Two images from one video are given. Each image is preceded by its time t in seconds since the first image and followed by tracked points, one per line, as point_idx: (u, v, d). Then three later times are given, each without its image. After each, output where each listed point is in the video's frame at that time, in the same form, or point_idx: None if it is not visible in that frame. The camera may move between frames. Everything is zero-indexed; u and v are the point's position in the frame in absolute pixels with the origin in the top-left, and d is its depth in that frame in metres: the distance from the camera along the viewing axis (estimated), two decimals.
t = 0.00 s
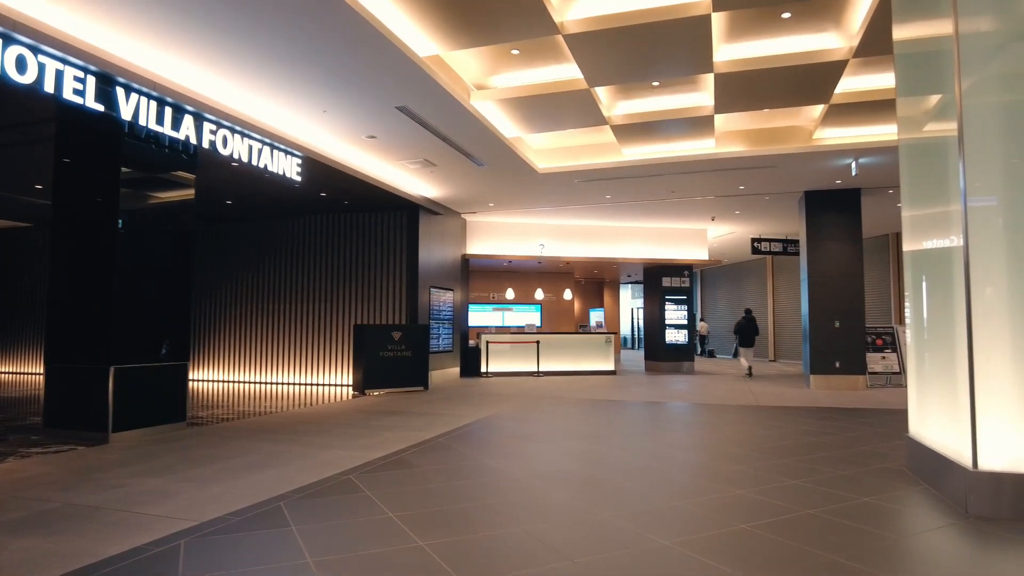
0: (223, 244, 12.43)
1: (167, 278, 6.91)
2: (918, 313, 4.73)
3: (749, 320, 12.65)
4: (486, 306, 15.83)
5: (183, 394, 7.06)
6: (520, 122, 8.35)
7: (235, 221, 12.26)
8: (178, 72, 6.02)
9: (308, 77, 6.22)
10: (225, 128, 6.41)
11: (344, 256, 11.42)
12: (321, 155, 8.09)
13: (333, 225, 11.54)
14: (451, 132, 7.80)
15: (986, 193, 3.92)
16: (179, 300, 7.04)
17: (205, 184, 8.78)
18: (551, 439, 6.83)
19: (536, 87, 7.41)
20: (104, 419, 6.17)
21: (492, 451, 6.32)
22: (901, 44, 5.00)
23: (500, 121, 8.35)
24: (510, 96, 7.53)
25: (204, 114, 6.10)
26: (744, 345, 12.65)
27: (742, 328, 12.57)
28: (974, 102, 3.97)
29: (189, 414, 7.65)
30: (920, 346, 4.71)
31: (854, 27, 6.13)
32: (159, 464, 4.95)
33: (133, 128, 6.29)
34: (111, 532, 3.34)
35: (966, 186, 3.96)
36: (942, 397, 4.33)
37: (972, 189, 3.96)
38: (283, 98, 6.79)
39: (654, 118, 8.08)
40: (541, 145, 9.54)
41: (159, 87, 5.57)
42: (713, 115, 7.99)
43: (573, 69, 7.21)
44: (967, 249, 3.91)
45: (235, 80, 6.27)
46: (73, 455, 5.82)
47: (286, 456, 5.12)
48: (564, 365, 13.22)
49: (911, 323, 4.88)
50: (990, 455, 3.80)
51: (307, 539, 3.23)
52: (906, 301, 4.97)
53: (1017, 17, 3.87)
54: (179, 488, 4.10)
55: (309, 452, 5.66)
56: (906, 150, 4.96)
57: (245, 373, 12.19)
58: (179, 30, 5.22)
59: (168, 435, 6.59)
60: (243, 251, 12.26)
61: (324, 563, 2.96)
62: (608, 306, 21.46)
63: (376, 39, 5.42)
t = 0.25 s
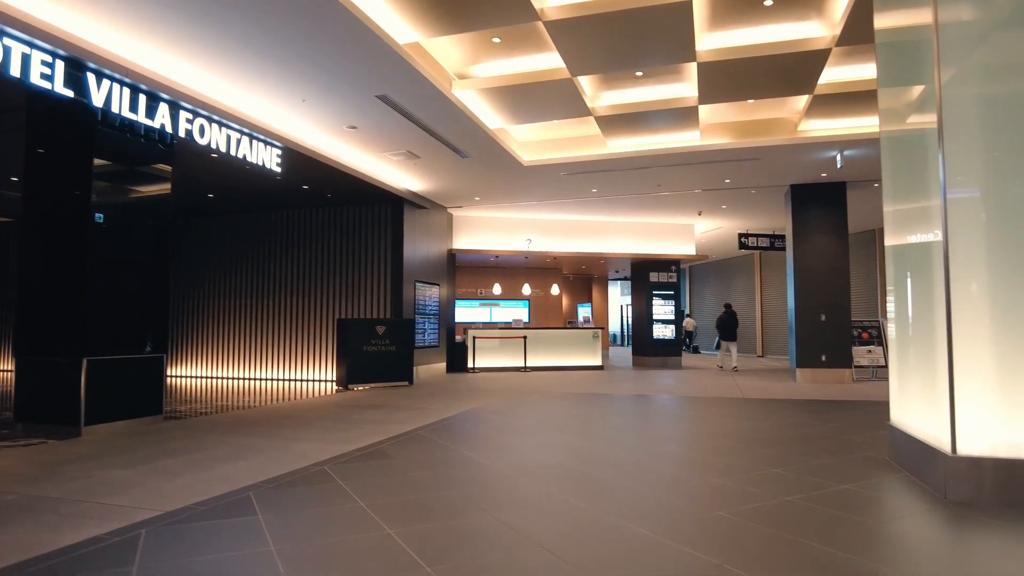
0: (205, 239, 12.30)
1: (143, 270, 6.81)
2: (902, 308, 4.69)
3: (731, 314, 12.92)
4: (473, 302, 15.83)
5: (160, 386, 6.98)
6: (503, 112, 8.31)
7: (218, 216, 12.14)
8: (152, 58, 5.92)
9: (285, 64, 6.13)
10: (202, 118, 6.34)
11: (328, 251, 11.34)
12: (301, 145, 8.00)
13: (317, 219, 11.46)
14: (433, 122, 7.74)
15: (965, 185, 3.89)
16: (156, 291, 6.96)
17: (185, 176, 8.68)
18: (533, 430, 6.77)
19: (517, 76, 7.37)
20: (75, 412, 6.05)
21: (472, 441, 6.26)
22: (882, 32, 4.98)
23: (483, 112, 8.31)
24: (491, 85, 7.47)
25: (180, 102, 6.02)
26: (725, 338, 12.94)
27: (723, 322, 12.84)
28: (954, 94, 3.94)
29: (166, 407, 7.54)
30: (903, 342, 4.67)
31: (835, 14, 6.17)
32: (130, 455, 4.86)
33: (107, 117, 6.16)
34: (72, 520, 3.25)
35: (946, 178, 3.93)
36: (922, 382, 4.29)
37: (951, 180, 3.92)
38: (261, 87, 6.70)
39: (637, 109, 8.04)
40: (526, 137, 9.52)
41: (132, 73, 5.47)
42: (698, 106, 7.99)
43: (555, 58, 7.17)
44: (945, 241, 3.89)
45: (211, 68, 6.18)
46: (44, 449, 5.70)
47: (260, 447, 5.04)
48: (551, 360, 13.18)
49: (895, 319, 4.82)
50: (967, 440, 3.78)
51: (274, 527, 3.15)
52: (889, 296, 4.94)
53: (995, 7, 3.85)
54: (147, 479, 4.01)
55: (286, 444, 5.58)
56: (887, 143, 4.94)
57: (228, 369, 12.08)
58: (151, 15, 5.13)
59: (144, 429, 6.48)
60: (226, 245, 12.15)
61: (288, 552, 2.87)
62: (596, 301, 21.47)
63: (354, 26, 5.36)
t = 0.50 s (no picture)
0: (194, 232, 12.29)
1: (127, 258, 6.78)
2: (889, 302, 4.56)
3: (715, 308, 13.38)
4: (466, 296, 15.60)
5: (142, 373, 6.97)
6: (491, 100, 8.31)
7: (207, 210, 12.13)
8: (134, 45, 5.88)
9: (268, 52, 6.07)
10: (186, 104, 6.32)
11: (318, 244, 11.34)
12: (288, 134, 7.98)
13: (307, 212, 11.45)
14: (419, 111, 7.71)
15: (946, 173, 3.83)
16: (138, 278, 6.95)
17: (172, 166, 8.67)
18: (519, 418, 6.73)
19: (504, 63, 7.35)
20: (57, 398, 6.02)
21: (456, 427, 6.22)
22: (867, 18, 4.93)
23: (471, 101, 8.29)
24: (478, 73, 7.44)
25: (163, 88, 6.01)
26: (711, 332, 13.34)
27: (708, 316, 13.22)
28: (936, 82, 3.88)
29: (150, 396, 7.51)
30: (890, 338, 4.54)
31: None
32: (107, 440, 4.82)
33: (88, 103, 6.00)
34: (39, 498, 3.21)
35: (927, 168, 3.86)
36: (907, 361, 4.23)
37: (932, 169, 3.86)
38: (245, 75, 6.65)
39: (626, 97, 8.06)
40: (515, 127, 9.54)
41: (113, 58, 5.43)
42: (686, 94, 8.00)
43: (541, 44, 7.14)
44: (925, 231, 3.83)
45: (193, 55, 6.13)
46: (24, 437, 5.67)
47: (239, 433, 5.00)
48: (544, 354, 13.15)
49: (880, 313, 4.72)
50: (947, 416, 3.75)
51: (243, 505, 3.10)
52: (875, 290, 4.86)
53: None
54: (120, 462, 3.98)
55: (267, 429, 5.54)
56: (872, 133, 4.91)
57: (218, 363, 12.08)
58: None
59: (128, 417, 6.45)
60: (215, 239, 12.13)
61: (255, 527, 2.82)
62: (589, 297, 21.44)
63: (336, 12, 5.32)
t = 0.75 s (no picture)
0: (180, 227, 12.18)
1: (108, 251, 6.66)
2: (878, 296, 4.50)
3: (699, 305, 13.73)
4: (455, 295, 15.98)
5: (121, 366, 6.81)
6: (479, 92, 8.28)
7: (192, 204, 12.02)
8: (114, 30, 5.81)
9: (251, 40, 6.01)
10: (168, 93, 6.26)
11: (305, 239, 11.26)
12: (273, 124, 7.91)
13: (293, 206, 11.37)
14: (406, 101, 7.64)
15: (933, 166, 3.79)
16: (118, 267, 6.83)
17: (156, 158, 8.58)
18: (505, 410, 6.67)
19: (491, 52, 7.30)
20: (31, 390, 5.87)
21: (441, 418, 6.15)
22: (855, 7, 4.88)
23: (458, 91, 8.25)
24: (464, 62, 7.36)
25: (144, 75, 5.94)
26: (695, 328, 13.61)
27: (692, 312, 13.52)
28: (923, 73, 3.84)
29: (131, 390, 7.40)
30: (878, 331, 4.50)
31: None
32: (82, 431, 4.73)
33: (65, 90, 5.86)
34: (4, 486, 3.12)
35: (914, 161, 3.82)
36: (894, 347, 4.19)
37: (918, 163, 3.82)
38: (228, 64, 6.57)
39: (614, 89, 8.05)
40: (503, 120, 9.51)
41: (91, 43, 5.36)
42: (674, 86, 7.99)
43: (529, 34, 7.11)
44: (912, 222, 3.79)
45: (175, 42, 6.06)
46: None
47: (218, 424, 4.92)
48: (534, 350, 13.08)
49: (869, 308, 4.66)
50: (933, 401, 3.73)
51: (215, 492, 3.01)
52: (863, 287, 4.79)
53: None
54: (92, 452, 3.89)
55: (247, 421, 5.46)
56: (858, 126, 4.90)
57: (203, 359, 11.96)
58: None
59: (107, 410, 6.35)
60: (201, 234, 12.02)
61: (225, 513, 2.73)
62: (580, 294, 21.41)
63: None
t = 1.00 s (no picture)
0: (151, 224, 11.88)
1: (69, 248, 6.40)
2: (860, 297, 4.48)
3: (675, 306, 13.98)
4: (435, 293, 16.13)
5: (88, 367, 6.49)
6: (457, 87, 8.16)
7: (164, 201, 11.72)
8: (76, 16, 5.57)
9: (221, 29, 5.82)
10: (135, 83, 6.05)
11: (280, 237, 11.03)
12: (246, 118, 7.70)
13: (268, 203, 11.14)
14: (383, 96, 7.50)
15: (918, 166, 3.76)
16: (84, 266, 6.51)
17: (124, 152, 8.31)
18: (484, 411, 6.56)
19: (471, 46, 7.18)
20: None
21: (418, 420, 6.02)
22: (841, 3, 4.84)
23: (437, 87, 8.12)
24: (444, 57, 7.25)
25: (109, 64, 5.72)
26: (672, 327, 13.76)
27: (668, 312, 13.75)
28: (908, 71, 3.80)
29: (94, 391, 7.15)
30: (860, 332, 4.48)
31: None
32: (39, 435, 4.51)
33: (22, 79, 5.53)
34: None
35: (901, 161, 3.78)
36: (876, 347, 4.16)
37: (906, 161, 3.79)
38: (199, 54, 6.37)
39: (594, 86, 7.99)
40: (483, 117, 9.39)
41: (52, 29, 5.13)
42: (655, 83, 7.94)
43: (509, 27, 7.04)
44: (899, 222, 3.75)
45: (142, 30, 5.84)
46: None
47: (184, 427, 4.74)
48: (515, 350, 12.97)
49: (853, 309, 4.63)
50: (918, 403, 3.69)
51: (174, 501, 2.86)
52: (847, 287, 4.76)
53: None
54: (46, 457, 3.69)
55: (217, 423, 5.28)
56: (846, 124, 4.80)
57: (174, 360, 11.66)
58: None
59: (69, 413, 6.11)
60: (173, 231, 11.72)
61: (184, 523, 2.59)
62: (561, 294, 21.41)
63: None
